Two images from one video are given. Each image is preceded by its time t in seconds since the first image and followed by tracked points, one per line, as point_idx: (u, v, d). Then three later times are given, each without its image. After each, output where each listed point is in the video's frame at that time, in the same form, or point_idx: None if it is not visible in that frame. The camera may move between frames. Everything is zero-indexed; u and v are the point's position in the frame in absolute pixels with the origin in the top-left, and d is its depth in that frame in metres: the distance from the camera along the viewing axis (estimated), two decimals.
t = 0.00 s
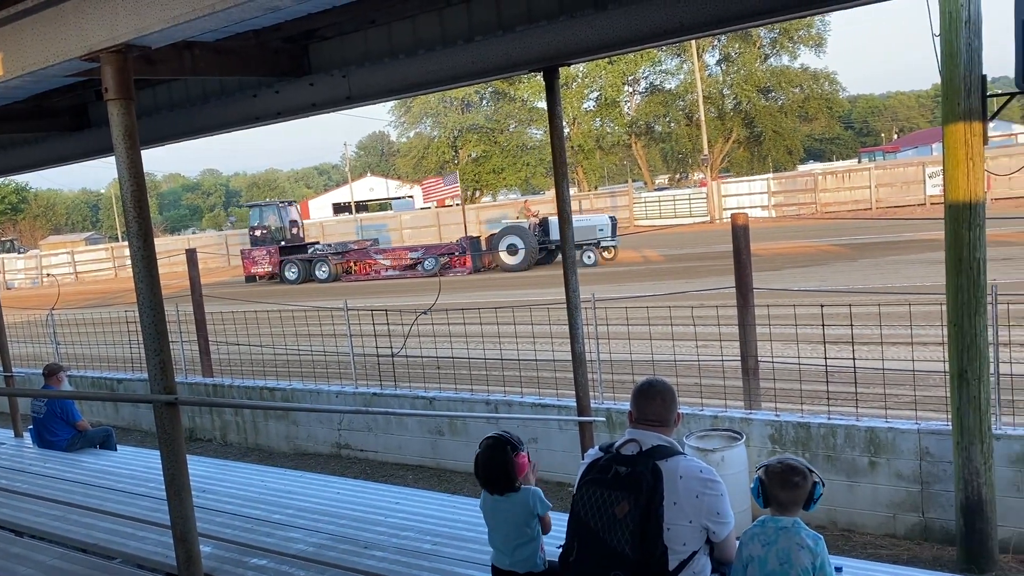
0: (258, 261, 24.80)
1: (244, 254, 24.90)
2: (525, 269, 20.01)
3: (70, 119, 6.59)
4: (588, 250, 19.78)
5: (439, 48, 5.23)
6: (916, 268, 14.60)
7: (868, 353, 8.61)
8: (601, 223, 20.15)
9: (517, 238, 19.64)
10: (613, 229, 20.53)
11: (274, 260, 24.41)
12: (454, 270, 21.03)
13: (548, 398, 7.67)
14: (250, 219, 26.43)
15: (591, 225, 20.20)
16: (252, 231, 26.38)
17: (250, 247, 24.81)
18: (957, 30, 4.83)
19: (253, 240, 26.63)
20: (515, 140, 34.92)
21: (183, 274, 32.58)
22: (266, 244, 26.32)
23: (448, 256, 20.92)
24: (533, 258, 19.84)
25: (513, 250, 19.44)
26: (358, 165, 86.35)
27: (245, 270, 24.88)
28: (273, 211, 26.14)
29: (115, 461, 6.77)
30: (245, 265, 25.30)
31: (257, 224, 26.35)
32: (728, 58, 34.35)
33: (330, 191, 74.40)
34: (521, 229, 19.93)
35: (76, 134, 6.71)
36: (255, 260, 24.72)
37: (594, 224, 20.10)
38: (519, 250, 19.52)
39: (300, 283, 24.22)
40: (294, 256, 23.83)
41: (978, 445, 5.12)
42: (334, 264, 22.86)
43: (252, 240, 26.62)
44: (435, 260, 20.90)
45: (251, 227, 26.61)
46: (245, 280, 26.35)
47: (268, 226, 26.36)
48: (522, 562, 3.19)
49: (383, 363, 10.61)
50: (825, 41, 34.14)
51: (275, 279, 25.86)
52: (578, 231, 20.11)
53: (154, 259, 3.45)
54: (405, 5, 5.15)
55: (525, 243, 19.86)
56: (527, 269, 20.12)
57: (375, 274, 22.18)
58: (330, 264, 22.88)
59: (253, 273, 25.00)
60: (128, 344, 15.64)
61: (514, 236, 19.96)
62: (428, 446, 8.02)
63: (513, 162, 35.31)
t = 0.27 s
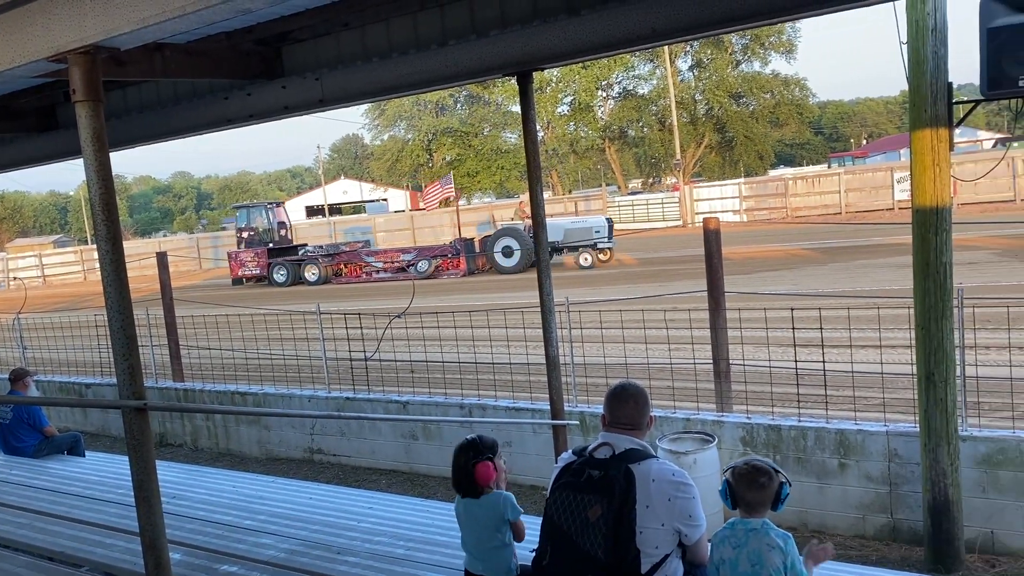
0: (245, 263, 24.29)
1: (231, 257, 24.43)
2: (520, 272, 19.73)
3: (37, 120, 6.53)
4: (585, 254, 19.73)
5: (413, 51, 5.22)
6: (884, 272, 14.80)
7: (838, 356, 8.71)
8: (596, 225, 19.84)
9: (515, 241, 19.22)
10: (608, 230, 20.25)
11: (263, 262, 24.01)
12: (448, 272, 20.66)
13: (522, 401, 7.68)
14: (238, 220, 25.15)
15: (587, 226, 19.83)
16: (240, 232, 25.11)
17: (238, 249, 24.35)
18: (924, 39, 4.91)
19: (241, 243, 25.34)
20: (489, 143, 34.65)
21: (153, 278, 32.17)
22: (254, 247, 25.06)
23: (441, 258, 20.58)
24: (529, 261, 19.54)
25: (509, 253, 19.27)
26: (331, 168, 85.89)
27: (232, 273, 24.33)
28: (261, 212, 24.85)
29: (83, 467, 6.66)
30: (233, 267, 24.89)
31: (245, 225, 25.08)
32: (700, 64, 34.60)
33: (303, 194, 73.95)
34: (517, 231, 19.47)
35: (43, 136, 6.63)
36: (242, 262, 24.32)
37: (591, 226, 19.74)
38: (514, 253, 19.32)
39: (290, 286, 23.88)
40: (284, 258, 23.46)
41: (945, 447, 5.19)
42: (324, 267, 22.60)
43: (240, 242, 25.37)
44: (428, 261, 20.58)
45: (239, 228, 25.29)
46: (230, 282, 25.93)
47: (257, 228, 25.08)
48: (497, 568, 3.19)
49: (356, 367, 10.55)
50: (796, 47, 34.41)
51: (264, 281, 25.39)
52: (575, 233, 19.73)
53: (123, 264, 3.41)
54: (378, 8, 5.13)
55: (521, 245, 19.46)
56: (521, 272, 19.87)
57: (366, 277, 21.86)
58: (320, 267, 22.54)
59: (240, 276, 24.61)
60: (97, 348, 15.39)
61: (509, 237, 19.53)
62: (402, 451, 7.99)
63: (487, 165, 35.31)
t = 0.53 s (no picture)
0: (229, 266, 23.92)
1: (215, 259, 24.06)
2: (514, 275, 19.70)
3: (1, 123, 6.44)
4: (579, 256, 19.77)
5: (384, 54, 5.20)
6: (852, 275, 15.01)
7: (807, 358, 8.80)
8: (592, 228, 19.67)
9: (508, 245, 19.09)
10: (603, 230, 20.04)
11: (249, 265, 23.51)
12: (438, 275, 20.67)
13: (494, 405, 7.67)
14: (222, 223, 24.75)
15: (582, 228, 19.68)
16: (224, 235, 24.69)
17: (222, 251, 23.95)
18: (889, 45, 4.99)
19: (224, 246, 24.93)
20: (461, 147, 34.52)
21: (120, 282, 31.72)
22: (238, 249, 24.63)
23: (433, 261, 20.51)
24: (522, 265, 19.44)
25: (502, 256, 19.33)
26: (301, 171, 85.27)
27: (215, 276, 24.00)
28: (245, 214, 24.45)
29: (47, 475, 6.54)
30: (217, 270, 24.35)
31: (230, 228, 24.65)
32: (670, 69, 34.84)
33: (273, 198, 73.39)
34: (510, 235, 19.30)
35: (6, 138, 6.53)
36: (226, 265, 23.90)
37: (586, 229, 19.59)
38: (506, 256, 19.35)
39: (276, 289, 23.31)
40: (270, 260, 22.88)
41: (913, 448, 5.26)
42: (312, 270, 22.11)
43: (224, 245, 24.94)
44: (420, 264, 20.49)
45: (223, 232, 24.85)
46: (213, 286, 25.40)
47: (241, 230, 24.69)
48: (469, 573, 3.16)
49: (327, 372, 10.47)
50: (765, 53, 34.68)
51: (249, 285, 24.78)
52: (569, 235, 19.66)
53: (89, 268, 3.34)
54: (349, 11, 5.11)
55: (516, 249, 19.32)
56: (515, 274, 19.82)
57: (355, 280, 21.58)
58: (307, 269, 22.09)
59: (225, 280, 24.04)
60: (63, 354, 15.13)
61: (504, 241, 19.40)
62: (373, 456, 7.93)
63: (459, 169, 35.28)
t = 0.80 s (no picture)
0: (211, 269, 23.44)
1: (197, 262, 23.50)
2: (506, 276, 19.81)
3: None
4: (574, 256, 19.79)
5: (352, 57, 5.17)
6: (817, 278, 15.20)
7: (773, 361, 8.89)
8: (584, 229, 19.81)
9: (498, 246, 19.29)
10: (597, 233, 20.16)
11: (233, 267, 23.23)
12: (428, 278, 20.38)
13: (464, 410, 7.65)
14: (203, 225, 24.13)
15: (574, 230, 19.86)
16: (205, 237, 24.05)
17: (204, 255, 23.42)
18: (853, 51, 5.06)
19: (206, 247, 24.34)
20: (430, 150, 34.30)
21: (83, 287, 31.18)
22: (221, 252, 24.13)
23: (422, 263, 20.25)
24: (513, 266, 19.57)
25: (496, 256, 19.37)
26: (268, 175, 84.54)
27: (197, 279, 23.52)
28: (229, 217, 23.74)
29: (6, 484, 6.40)
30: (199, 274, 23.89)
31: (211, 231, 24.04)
32: (638, 74, 35.06)
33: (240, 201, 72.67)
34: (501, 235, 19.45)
35: None
36: (209, 267, 23.45)
37: (578, 230, 19.75)
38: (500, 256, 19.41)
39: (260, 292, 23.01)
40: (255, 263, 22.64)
41: (877, 448, 5.33)
42: (298, 273, 21.84)
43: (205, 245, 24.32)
44: (409, 266, 20.21)
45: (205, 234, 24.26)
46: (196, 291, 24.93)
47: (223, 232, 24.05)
48: None
49: (295, 377, 10.37)
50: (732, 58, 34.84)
51: (231, 288, 24.33)
52: (561, 236, 19.87)
53: (50, 274, 3.28)
54: (315, 14, 5.07)
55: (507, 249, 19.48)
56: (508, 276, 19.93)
57: (342, 283, 21.21)
58: (293, 272, 21.78)
59: (207, 283, 23.69)
60: (25, 360, 14.81)
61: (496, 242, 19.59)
62: (342, 461, 7.87)
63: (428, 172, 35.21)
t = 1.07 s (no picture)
0: (194, 273, 22.85)
1: (179, 266, 22.91)
2: (498, 278, 19.77)
3: None
4: (565, 258, 19.71)
5: (318, 60, 5.14)
6: (781, 281, 15.40)
7: (739, 362, 8.98)
8: (575, 231, 19.73)
9: (486, 248, 19.48)
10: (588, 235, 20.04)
11: (215, 271, 22.60)
12: (417, 280, 20.19)
13: (433, 414, 7.64)
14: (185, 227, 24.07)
15: (565, 232, 19.76)
16: (187, 241, 24.06)
17: (186, 258, 22.90)
18: (815, 57, 5.14)
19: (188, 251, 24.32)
20: (398, 154, 34.37)
21: (44, 293, 30.60)
22: (204, 255, 24.07)
23: (412, 266, 20.06)
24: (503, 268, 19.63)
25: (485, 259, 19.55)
26: (234, 179, 83.71)
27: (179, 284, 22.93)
28: (211, 219, 23.83)
29: None
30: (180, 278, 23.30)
31: (194, 233, 24.01)
32: (606, 78, 35.23)
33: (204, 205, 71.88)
34: (491, 236, 19.61)
35: None
36: (191, 271, 22.85)
37: (569, 232, 19.66)
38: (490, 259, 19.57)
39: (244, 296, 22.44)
40: (239, 266, 22.10)
41: (841, 449, 5.41)
42: (282, 276, 21.35)
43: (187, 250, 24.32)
44: (399, 269, 19.99)
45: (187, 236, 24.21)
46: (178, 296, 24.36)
47: (206, 235, 24.08)
48: None
49: (261, 383, 10.27)
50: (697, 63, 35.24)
51: (214, 293, 23.78)
52: (552, 239, 19.73)
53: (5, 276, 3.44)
54: (280, 17, 5.04)
55: (496, 251, 19.63)
56: (500, 278, 19.92)
57: (328, 287, 20.76)
58: (278, 275, 21.31)
59: (190, 288, 23.08)
60: None
61: (487, 244, 19.74)
62: (309, 467, 7.81)
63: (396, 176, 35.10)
